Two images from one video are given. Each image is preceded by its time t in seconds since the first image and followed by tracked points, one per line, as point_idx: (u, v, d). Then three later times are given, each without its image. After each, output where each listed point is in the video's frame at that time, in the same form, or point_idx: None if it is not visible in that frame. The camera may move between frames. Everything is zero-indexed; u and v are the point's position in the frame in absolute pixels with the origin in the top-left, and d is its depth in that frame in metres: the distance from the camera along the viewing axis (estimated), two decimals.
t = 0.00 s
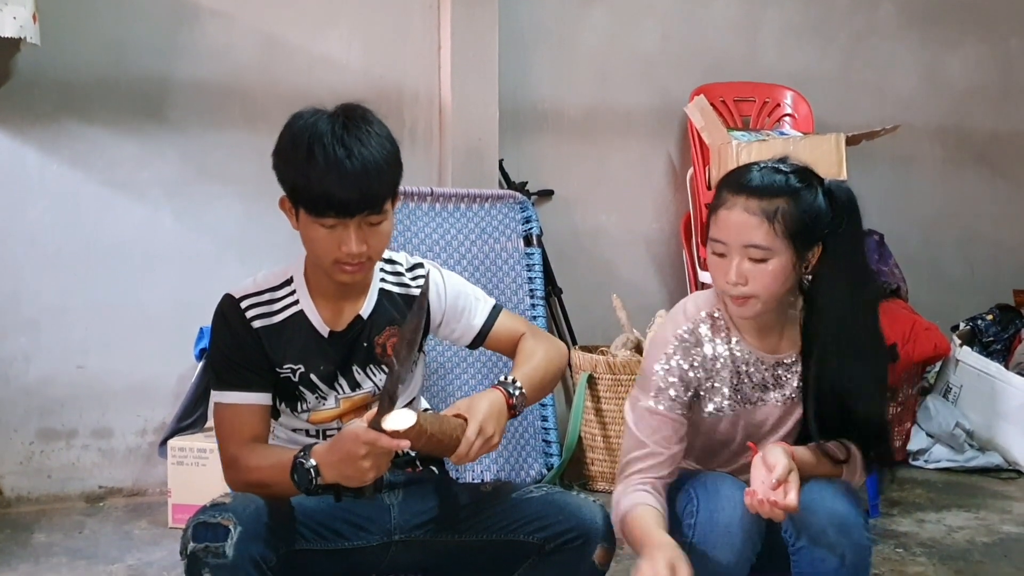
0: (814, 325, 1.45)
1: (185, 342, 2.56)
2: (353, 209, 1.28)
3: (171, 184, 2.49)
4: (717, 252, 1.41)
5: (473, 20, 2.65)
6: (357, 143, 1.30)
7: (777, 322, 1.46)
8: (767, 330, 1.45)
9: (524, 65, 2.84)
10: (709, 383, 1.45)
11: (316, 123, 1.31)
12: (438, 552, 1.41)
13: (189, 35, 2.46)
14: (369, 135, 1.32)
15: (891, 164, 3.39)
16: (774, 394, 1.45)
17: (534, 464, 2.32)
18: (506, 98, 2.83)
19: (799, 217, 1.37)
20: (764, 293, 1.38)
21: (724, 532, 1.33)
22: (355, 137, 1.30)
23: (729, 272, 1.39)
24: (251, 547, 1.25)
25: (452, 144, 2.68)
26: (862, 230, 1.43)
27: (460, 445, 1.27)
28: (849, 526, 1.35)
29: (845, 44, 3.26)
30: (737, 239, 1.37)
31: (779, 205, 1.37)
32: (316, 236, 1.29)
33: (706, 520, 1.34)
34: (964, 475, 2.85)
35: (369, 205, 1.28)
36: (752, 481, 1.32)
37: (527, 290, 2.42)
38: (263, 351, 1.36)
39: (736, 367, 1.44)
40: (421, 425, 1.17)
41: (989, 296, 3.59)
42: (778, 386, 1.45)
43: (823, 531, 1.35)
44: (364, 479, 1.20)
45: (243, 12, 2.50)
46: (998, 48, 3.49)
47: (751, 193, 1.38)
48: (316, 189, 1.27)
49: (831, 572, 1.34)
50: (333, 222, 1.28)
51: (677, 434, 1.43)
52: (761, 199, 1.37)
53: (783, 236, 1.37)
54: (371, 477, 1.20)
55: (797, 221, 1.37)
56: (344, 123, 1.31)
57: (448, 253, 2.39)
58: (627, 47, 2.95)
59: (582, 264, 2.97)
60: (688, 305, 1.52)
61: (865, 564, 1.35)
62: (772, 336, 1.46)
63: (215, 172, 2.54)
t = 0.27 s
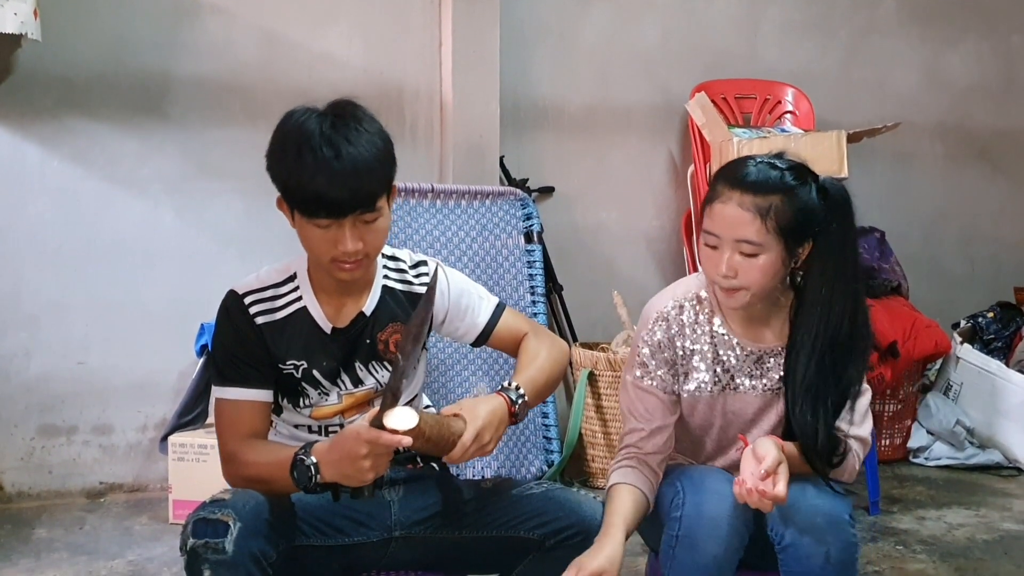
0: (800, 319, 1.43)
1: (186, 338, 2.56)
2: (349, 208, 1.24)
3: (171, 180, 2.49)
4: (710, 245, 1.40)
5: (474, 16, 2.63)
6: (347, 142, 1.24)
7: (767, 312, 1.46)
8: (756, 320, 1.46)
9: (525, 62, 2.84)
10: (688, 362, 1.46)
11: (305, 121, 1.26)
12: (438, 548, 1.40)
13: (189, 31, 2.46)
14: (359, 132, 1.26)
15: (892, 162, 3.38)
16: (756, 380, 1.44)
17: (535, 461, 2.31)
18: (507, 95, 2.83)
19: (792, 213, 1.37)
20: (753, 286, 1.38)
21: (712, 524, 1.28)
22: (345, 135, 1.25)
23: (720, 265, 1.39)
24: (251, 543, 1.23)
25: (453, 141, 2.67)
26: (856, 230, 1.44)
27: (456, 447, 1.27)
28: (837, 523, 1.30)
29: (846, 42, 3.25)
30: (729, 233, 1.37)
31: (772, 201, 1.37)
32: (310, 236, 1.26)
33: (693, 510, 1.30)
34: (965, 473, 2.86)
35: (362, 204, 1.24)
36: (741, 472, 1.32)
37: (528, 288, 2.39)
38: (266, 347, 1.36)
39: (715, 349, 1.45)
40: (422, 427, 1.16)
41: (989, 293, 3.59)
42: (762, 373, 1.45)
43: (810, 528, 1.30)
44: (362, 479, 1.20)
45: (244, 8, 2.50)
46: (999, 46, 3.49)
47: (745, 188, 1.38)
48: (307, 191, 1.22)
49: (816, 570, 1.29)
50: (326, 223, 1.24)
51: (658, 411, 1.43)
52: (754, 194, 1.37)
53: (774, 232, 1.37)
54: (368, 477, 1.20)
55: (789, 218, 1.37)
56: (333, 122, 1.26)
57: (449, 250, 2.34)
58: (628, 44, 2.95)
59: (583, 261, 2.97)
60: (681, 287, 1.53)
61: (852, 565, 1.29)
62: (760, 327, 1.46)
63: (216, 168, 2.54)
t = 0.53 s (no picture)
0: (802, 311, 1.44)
1: (187, 336, 2.56)
2: (343, 210, 1.19)
3: (172, 178, 2.50)
4: (706, 239, 1.41)
5: (475, 14, 2.62)
6: (335, 143, 1.20)
7: (763, 304, 1.47)
8: (753, 312, 1.47)
9: (525, 60, 2.84)
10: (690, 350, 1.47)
11: (293, 124, 1.22)
12: (439, 546, 1.40)
13: (190, 29, 2.46)
14: (349, 134, 1.22)
15: (893, 160, 3.38)
16: (757, 373, 1.44)
17: (535, 459, 2.31)
18: (507, 93, 2.83)
19: (787, 207, 1.38)
20: (749, 278, 1.38)
21: (708, 521, 1.28)
22: (336, 137, 1.21)
23: (716, 258, 1.40)
24: (251, 541, 1.23)
25: (453, 140, 2.66)
26: (850, 225, 1.44)
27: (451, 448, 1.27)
28: (834, 519, 1.29)
29: (847, 40, 3.25)
30: (725, 226, 1.38)
31: (767, 194, 1.37)
32: (305, 240, 1.22)
33: (690, 508, 1.30)
34: (965, 471, 2.85)
35: (354, 206, 1.20)
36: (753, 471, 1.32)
37: (528, 286, 2.38)
38: (267, 346, 1.35)
39: (716, 340, 1.46)
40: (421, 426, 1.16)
41: (989, 292, 3.59)
42: (762, 365, 1.44)
43: (808, 524, 1.29)
44: (360, 472, 1.20)
45: (244, 6, 2.50)
46: (1000, 44, 3.48)
47: (740, 182, 1.38)
48: (297, 195, 1.18)
49: (817, 566, 1.28)
50: (319, 226, 1.20)
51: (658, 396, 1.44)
52: (749, 188, 1.37)
53: (770, 225, 1.37)
54: (366, 471, 1.20)
55: (785, 211, 1.37)
56: (321, 123, 1.22)
57: (449, 249, 2.34)
58: (629, 42, 2.95)
59: (583, 260, 2.97)
60: (680, 278, 1.55)
61: (852, 561, 1.28)
62: (755, 320, 1.47)
63: (216, 166, 2.54)
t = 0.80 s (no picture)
0: (805, 306, 1.45)
1: (187, 334, 2.56)
2: (337, 208, 1.19)
3: (172, 176, 2.50)
4: (715, 234, 1.41)
5: (475, 13, 2.62)
6: (326, 142, 1.19)
7: (768, 299, 1.48)
8: (759, 307, 1.47)
9: (525, 59, 2.84)
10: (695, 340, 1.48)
11: (282, 124, 1.21)
12: (440, 543, 1.40)
13: (190, 28, 2.46)
14: (339, 132, 1.21)
15: (893, 158, 3.38)
16: (760, 366, 1.45)
17: (535, 457, 2.28)
18: (507, 91, 2.83)
19: (796, 203, 1.38)
20: (759, 274, 1.38)
21: (708, 519, 1.28)
22: (326, 136, 1.20)
23: (725, 254, 1.40)
24: (254, 539, 1.23)
25: (453, 138, 2.66)
26: (856, 222, 1.44)
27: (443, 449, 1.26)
28: (834, 517, 1.28)
29: (847, 38, 3.25)
30: (734, 221, 1.38)
31: (776, 189, 1.37)
32: (299, 239, 1.22)
33: (690, 507, 1.30)
34: (965, 470, 2.86)
35: (347, 203, 1.20)
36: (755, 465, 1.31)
37: (529, 283, 2.33)
38: (265, 346, 1.35)
39: (722, 331, 1.47)
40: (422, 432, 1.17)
41: (989, 291, 3.59)
42: (767, 359, 1.45)
43: (808, 521, 1.28)
44: (354, 471, 1.20)
45: (244, 4, 2.50)
46: (1001, 43, 3.48)
47: (750, 177, 1.38)
48: (290, 194, 1.18)
49: (819, 563, 1.26)
50: (313, 224, 1.20)
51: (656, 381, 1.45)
52: (759, 183, 1.37)
53: (779, 220, 1.37)
54: (361, 469, 1.19)
55: (793, 207, 1.38)
56: (310, 121, 1.21)
57: (449, 247, 2.30)
58: (629, 40, 2.95)
59: (583, 258, 2.97)
60: (689, 269, 1.55)
61: (853, 558, 1.27)
62: (762, 314, 1.48)
63: (216, 164, 2.54)
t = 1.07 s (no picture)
0: (810, 303, 1.45)
1: (188, 333, 2.56)
2: (326, 208, 1.19)
3: (172, 175, 2.49)
4: (721, 233, 1.41)
5: (475, 11, 2.61)
6: (313, 143, 1.19)
7: (772, 296, 1.48)
8: (762, 303, 1.47)
9: (526, 57, 2.84)
10: (695, 337, 1.49)
11: (266, 127, 1.20)
12: (441, 542, 1.40)
13: (190, 27, 2.46)
14: (325, 133, 1.20)
15: (893, 156, 3.38)
16: (759, 360, 1.45)
17: (535, 456, 2.24)
18: (508, 90, 2.83)
19: (803, 202, 1.38)
20: (765, 272, 1.38)
21: (713, 516, 1.28)
22: (311, 138, 1.19)
23: (732, 252, 1.39)
24: (259, 538, 1.22)
25: (453, 137, 2.66)
26: (861, 220, 1.45)
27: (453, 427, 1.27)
28: (835, 509, 1.27)
29: (847, 36, 3.25)
30: (741, 220, 1.37)
31: (782, 188, 1.37)
32: (291, 242, 1.21)
33: (695, 503, 1.30)
34: (965, 467, 2.86)
35: (337, 204, 1.19)
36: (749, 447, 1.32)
37: (529, 283, 2.32)
38: (258, 351, 1.33)
39: (723, 327, 1.47)
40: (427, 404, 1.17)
41: (989, 289, 3.60)
42: (767, 353, 1.45)
43: (809, 516, 1.27)
44: (365, 446, 1.20)
45: (244, 3, 2.50)
46: (1001, 41, 3.48)
47: (757, 176, 1.38)
48: (280, 198, 1.17)
49: (821, 558, 1.25)
50: (304, 226, 1.19)
51: (656, 378, 1.48)
52: (765, 182, 1.37)
53: (787, 219, 1.37)
54: (369, 443, 1.19)
55: (800, 206, 1.38)
56: (295, 123, 1.20)
57: (450, 245, 2.29)
58: (629, 38, 2.94)
59: (583, 257, 2.97)
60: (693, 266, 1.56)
61: (856, 551, 1.25)
62: (766, 312, 1.48)
63: (216, 163, 2.53)
